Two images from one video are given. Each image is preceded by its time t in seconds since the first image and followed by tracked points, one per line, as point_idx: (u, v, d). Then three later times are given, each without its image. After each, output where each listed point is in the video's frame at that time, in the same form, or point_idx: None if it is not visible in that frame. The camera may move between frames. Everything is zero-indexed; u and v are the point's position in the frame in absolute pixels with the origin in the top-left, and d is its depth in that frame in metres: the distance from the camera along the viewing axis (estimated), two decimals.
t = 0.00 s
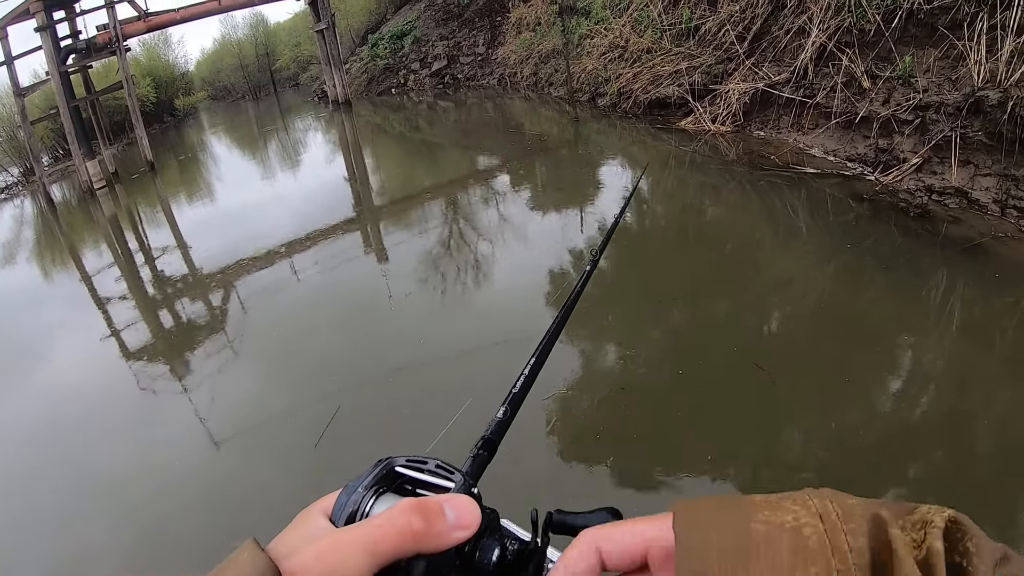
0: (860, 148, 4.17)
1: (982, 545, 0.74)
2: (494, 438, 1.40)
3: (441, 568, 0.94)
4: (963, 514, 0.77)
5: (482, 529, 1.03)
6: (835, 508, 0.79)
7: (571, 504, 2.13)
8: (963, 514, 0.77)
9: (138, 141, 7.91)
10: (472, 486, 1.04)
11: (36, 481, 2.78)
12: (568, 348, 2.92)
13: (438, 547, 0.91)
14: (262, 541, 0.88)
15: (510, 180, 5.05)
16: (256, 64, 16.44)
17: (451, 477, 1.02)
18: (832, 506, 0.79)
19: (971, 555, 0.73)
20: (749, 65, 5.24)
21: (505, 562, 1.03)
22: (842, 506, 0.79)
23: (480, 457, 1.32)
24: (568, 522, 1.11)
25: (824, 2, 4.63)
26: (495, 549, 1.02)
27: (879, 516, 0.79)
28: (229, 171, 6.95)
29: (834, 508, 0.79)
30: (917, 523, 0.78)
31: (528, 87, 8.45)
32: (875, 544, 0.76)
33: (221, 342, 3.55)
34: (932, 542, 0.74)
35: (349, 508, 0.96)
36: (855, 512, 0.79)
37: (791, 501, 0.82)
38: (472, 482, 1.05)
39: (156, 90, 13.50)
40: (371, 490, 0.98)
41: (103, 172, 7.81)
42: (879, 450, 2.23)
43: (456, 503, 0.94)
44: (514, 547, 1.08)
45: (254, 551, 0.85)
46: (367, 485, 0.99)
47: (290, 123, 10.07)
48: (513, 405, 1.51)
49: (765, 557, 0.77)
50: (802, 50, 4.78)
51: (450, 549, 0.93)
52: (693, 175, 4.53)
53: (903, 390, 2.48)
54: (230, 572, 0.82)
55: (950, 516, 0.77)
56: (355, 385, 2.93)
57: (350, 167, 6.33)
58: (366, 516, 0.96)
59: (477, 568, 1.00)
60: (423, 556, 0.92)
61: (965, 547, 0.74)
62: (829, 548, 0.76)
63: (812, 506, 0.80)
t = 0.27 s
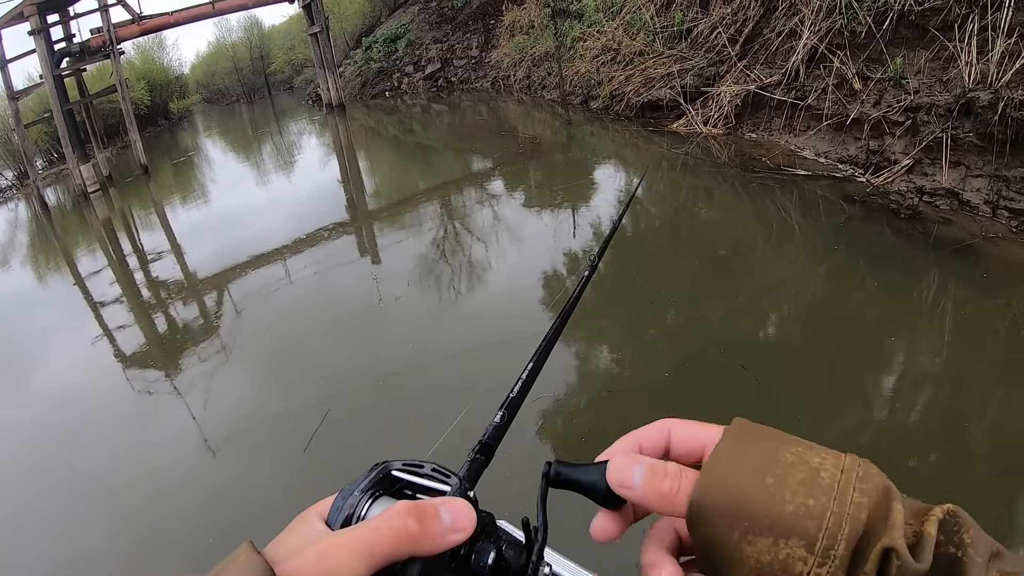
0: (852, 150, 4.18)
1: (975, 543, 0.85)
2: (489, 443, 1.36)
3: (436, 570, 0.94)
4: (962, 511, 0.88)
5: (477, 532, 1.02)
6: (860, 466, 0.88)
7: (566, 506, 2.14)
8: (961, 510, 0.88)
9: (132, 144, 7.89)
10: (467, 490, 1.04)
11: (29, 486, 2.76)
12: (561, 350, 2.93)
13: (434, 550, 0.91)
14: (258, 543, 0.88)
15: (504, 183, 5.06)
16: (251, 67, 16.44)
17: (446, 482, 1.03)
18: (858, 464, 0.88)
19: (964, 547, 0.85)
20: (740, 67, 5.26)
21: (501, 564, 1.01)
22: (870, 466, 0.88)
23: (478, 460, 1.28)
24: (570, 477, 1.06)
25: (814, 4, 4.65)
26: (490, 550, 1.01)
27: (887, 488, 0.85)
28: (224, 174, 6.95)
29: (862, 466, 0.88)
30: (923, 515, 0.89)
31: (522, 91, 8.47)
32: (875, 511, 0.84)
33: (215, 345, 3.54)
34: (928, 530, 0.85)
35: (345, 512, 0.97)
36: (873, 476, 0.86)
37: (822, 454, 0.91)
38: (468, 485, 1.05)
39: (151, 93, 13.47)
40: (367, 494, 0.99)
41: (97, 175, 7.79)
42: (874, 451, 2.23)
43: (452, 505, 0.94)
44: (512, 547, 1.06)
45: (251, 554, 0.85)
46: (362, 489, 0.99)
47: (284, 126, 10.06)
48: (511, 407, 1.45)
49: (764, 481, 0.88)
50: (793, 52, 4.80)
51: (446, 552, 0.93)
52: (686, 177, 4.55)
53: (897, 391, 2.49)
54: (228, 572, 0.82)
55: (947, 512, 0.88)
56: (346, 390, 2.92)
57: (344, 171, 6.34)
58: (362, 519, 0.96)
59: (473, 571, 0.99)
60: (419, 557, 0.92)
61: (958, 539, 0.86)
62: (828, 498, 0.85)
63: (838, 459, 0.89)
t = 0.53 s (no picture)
0: (846, 152, 4.19)
1: None
2: (480, 444, 1.36)
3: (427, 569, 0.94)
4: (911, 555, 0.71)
5: (467, 532, 1.03)
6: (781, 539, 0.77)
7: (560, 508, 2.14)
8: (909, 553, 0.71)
9: (129, 146, 7.89)
10: (457, 489, 1.05)
11: (25, 488, 2.76)
12: (556, 352, 2.93)
13: (425, 551, 0.91)
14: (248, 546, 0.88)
15: (500, 185, 5.07)
16: (248, 69, 16.44)
17: (436, 482, 1.04)
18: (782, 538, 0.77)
19: None
20: (735, 69, 5.27)
21: (490, 564, 1.03)
22: (793, 535, 0.77)
23: (468, 461, 1.28)
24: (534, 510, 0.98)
25: (809, 6, 4.66)
26: (480, 551, 1.03)
27: (809, 558, 0.74)
28: (221, 176, 6.95)
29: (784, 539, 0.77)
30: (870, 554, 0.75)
31: (518, 92, 8.47)
32: None
33: (212, 348, 3.55)
34: None
35: (336, 514, 0.97)
36: (794, 550, 0.75)
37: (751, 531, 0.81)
38: (458, 485, 1.06)
39: (148, 95, 13.47)
40: (358, 495, 0.99)
41: (94, 178, 7.78)
42: (869, 452, 2.24)
43: (442, 506, 0.94)
44: (501, 548, 1.08)
45: (242, 557, 0.85)
46: (353, 491, 0.99)
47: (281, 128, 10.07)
48: (499, 409, 1.45)
49: None
50: (788, 54, 4.81)
51: (437, 552, 0.93)
52: (681, 179, 4.56)
53: (892, 392, 2.49)
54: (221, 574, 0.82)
55: (893, 556, 0.71)
56: (342, 392, 2.92)
57: (341, 173, 6.34)
58: (352, 521, 0.96)
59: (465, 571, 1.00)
60: (410, 558, 0.92)
61: None
62: None
63: (761, 540, 0.78)
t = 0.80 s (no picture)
0: (843, 152, 4.20)
1: (942, 569, 0.82)
2: (472, 445, 1.39)
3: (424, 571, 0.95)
4: (927, 536, 0.87)
5: (463, 534, 1.04)
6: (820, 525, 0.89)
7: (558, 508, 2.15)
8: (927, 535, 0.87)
9: (128, 146, 7.89)
10: (453, 491, 1.05)
11: (24, 489, 2.76)
12: (553, 352, 2.94)
13: (421, 551, 0.92)
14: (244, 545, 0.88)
15: (499, 185, 5.08)
16: (247, 68, 16.44)
17: (432, 483, 1.04)
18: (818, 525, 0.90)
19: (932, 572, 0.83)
20: (732, 69, 5.28)
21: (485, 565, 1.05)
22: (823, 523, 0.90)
23: (461, 463, 1.31)
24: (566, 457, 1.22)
25: (806, 6, 4.67)
26: (476, 552, 1.04)
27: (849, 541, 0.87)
28: (220, 176, 6.96)
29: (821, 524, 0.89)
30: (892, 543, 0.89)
31: (517, 92, 8.47)
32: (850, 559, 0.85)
33: (210, 348, 3.55)
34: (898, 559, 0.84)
35: (332, 514, 0.98)
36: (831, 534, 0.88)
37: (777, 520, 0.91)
38: (453, 487, 1.06)
39: (148, 95, 13.47)
40: (354, 496, 0.99)
41: (93, 177, 7.79)
42: (866, 453, 2.24)
43: (438, 508, 0.95)
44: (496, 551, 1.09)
45: (239, 556, 0.85)
46: (349, 492, 1.00)
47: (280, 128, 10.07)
48: (490, 412, 1.50)
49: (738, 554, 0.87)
50: (785, 54, 4.82)
51: (433, 553, 0.94)
52: (678, 179, 4.57)
53: (889, 393, 2.50)
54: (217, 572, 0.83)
55: (912, 538, 0.87)
56: (339, 393, 2.93)
57: (339, 172, 6.35)
58: (349, 521, 0.97)
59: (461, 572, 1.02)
60: (406, 559, 0.92)
61: (927, 566, 0.84)
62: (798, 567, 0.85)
63: (795, 522, 0.90)
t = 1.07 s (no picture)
0: (841, 153, 4.21)
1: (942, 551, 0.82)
2: (472, 447, 1.38)
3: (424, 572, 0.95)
4: (929, 520, 0.87)
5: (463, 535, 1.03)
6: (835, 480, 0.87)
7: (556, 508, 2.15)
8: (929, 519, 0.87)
9: (128, 145, 7.90)
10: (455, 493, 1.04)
11: (24, 488, 2.77)
12: (551, 352, 2.94)
13: (423, 553, 0.93)
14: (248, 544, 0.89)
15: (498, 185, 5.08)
16: (248, 68, 16.46)
17: (434, 485, 1.03)
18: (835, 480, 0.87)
19: (930, 554, 0.83)
20: (731, 70, 5.28)
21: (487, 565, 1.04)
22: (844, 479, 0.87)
23: (462, 465, 1.30)
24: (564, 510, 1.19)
25: (805, 7, 4.68)
26: (476, 552, 1.03)
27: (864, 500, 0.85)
28: (220, 175, 6.97)
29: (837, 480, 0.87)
30: (893, 524, 0.88)
31: (516, 92, 8.48)
32: (853, 520, 0.84)
33: (209, 347, 3.56)
34: (898, 536, 0.83)
35: (335, 515, 0.99)
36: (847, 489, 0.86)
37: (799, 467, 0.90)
38: (455, 489, 1.05)
39: (148, 94, 13.48)
40: (356, 497, 1.00)
41: (93, 176, 7.80)
42: (864, 454, 2.25)
43: (440, 509, 0.95)
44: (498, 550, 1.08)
45: (243, 555, 0.86)
46: (351, 493, 1.01)
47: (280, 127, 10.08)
48: (491, 415, 1.48)
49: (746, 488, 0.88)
50: (783, 55, 4.83)
51: (434, 554, 0.94)
52: (676, 180, 4.57)
53: (888, 394, 2.50)
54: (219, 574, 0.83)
55: (915, 521, 0.87)
56: (337, 392, 2.94)
57: (339, 172, 6.36)
58: (351, 522, 0.98)
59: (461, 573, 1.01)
60: (408, 559, 0.93)
61: (925, 547, 0.84)
62: (807, 506, 0.84)
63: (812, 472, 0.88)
